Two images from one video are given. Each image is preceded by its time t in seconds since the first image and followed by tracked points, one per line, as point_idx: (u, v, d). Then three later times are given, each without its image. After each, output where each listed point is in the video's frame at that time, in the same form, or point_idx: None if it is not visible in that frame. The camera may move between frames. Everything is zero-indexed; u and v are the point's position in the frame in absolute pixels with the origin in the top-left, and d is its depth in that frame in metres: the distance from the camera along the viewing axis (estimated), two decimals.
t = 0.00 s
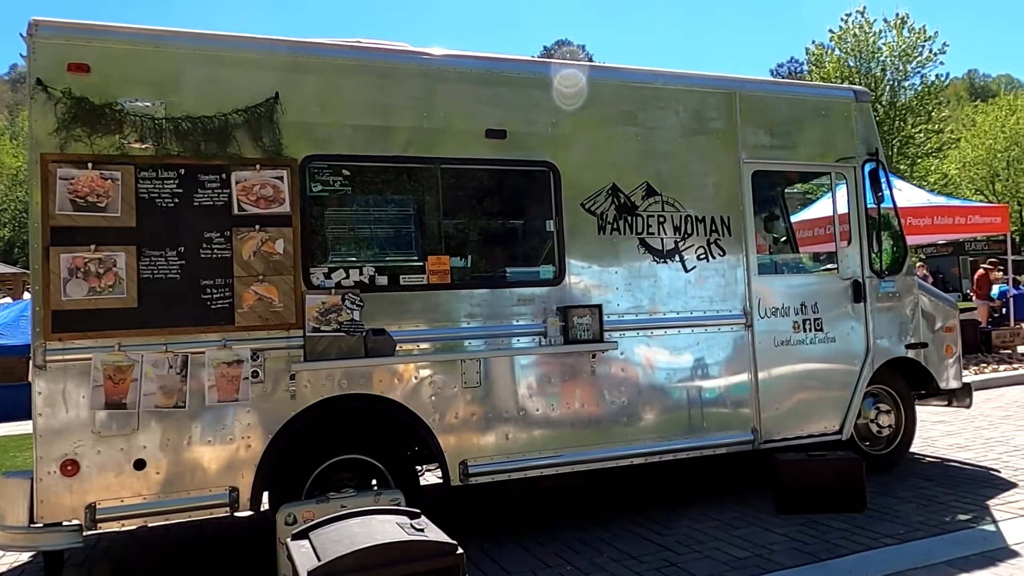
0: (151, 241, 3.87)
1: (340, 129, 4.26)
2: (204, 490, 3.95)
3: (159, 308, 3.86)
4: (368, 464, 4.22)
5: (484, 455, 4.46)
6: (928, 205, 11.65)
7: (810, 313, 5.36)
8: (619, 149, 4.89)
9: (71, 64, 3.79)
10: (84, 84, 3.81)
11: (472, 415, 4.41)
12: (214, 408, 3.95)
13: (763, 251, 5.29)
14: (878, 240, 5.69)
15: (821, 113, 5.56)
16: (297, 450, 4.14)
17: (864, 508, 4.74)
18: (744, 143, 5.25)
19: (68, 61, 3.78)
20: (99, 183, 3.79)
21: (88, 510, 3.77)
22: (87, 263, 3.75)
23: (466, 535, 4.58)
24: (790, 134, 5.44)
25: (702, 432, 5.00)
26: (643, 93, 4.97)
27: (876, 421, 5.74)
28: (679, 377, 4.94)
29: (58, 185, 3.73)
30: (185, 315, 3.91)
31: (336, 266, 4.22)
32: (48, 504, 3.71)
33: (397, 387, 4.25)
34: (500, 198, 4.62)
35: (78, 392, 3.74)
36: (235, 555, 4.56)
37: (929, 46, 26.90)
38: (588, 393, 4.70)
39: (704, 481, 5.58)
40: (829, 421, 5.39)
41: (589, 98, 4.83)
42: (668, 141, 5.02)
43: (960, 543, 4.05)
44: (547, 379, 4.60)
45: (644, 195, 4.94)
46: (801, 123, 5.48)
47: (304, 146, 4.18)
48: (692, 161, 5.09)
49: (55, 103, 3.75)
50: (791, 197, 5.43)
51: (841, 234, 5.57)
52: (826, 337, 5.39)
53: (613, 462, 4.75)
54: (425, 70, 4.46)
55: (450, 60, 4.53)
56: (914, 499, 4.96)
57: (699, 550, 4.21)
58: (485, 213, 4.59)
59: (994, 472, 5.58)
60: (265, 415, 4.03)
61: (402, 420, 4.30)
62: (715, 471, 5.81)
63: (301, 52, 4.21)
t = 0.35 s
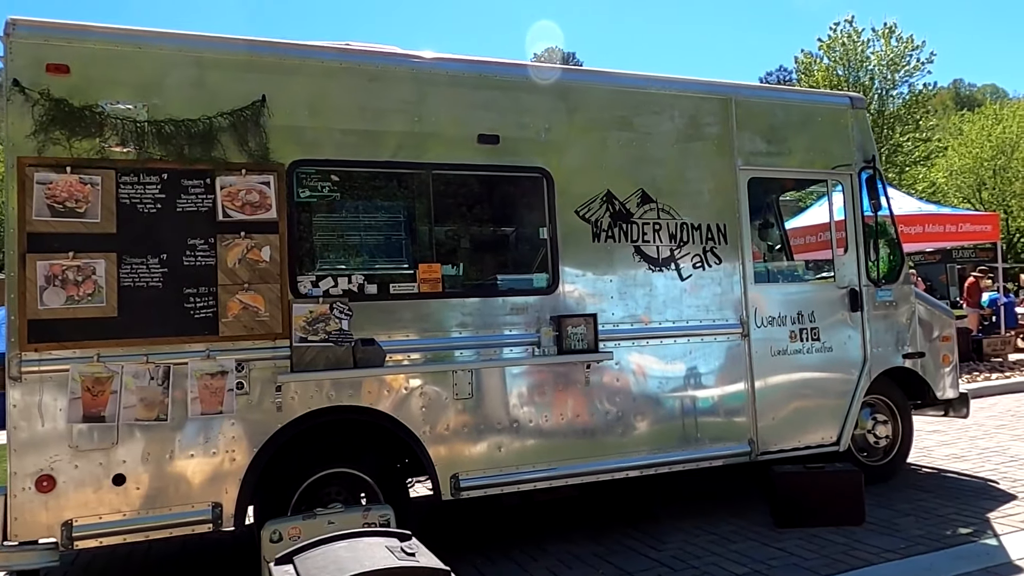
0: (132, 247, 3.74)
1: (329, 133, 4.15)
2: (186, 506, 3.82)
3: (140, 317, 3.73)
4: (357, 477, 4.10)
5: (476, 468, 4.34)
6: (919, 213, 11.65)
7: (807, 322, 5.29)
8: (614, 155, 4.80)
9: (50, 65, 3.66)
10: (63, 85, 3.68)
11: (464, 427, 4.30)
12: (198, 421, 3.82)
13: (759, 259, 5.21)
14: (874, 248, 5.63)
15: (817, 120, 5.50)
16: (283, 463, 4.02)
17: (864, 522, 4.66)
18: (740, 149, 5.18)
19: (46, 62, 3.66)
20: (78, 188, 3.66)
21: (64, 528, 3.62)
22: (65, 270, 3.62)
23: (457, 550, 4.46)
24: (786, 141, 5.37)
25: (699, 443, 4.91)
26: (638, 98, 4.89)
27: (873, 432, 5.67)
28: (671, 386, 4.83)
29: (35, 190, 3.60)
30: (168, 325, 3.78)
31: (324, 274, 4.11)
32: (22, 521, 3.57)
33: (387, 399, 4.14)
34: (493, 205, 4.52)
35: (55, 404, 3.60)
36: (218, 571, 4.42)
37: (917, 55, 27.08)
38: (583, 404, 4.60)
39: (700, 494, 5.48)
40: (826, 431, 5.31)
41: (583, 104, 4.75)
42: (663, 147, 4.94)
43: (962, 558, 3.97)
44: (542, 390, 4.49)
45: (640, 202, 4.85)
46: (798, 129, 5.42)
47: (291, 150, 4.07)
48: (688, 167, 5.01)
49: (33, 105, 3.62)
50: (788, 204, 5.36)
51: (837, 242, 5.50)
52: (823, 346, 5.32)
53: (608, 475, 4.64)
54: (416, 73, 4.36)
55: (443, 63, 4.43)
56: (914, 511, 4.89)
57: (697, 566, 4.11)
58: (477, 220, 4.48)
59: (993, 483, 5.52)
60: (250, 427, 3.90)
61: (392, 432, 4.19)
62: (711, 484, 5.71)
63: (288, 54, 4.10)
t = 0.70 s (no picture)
0: (126, 252, 3.69)
1: (326, 137, 4.12)
2: (180, 515, 3.76)
3: (134, 322, 3.68)
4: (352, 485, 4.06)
5: (473, 476, 4.30)
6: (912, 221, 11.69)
7: (805, 329, 5.28)
8: (613, 161, 4.78)
9: (44, 67, 3.62)
10: (57, 87, 3.64)
11: (462, 434, 4.26)
12: (192, 428, 3.76)
13: (757, 265, 5.20)
14: (871, 255, 5.63)
15: (814, 127, 5.50)
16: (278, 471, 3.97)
17: (863, 530, 4.64)
18: (739, 156, 5.18)
19: (40, 64, 3.62)
20: (71, 191, 3.61)
21: (55, 537, 3.56)
22: (58, 275, 3.57)
23: (454, 559, 4.42)
24: (784, 148, 5.37)
25: (697, 451, 4.88)
26: (637, 104, 4.88)
27: (871, 440, 5.66)
28: (665, 394, 4.79)
29: (28, 193, 3.55)
30: (162, 331, 3.73)
31: (321, 279, 4.06)
32: (11, 531, 3.50)
33: (384, 406, 4.09)
34: (491, 211, 4.49)
35: (46, 411, 3.54)
36: None
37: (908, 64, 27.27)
38: (581, 411, 4.56)
39: (698, 503, 5.45)
40: (824, 439, 5.29)
41: (582, 110, 4.73)
42: (662, 154, 4.93)
43: (963, 567, 3.96)
44: (539, 397, 4.46)
45: (638, 208, 4.83)
46: (796, 136, 5.42)
47: (288, 154, 4.03)
48: (686, 174, 5.00)
49: (26, 107, 3.57)
50: (784, 211, 5.35)
51: (835, 249, 5.50)
52: (821, 353, 5.31)
53: (606, 483, 4.61)
54: (414, 77, 4.34)
55: (441, 68, 4.41)
56: (912, 519, 4.87)
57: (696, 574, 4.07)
58: (475, 225, 4.45)
59: (990, 491, 5.51)
60: (246, 435, 3.85)
61: (389, 440, 4.14)
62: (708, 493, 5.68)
63: (285, 57, 4.07)
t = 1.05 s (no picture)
0: (125, 255, 3.68)
1: (325, 141, 4.12)
2: (177, 520, 3.75)
3: (133, 326, 3.67)
4: (350, 489, 4.06)
5: (471, 481, 4.30)
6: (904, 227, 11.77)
7: (800, 334, 5.30)
8: (611, 167, 4.80)
9: (43, 70, 3.61)
10: (56, 91, 3.63)
11: (460, 439, 4.26)
12: (190, 433, 3.75)
13: (753, 270, 5.22)
14: (866, 261, 5.67)
15: (810, 134, 5.55)
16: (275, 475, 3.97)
17: (859, 534, 4.66)
18: (735, 162, 5.21)
19: (39, 67, 3.61)
20: (70, 195, 3.60)
21: (52, 542, 3.54)
22: (56, 278, 3.56)
23: (451, 563, 4.41)
24: (780, 154, 5.41)
25: (693, 455, 4.90)
26: (635, 110, 4.91)
27: (866, 444, 5.69)
28: (659, 399, 4.81)
29: (26, 197, 3.54)
30: (160, 335, 3.71)
31: (319, 283, 4.06)
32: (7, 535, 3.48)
33: (382, 411, 4.09)
34: (489, 216, 4.50)
35: (43, 415, 3.52)
36: None
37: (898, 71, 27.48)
38: (578, 416, 4.57)
39: (695, 509, 5.46)
40: (820, 443, 5.31)
41: (580, 115, 4.75)
42: (659, 159, 4.96)
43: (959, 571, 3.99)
44: (537, 402, 4.47)
45: (636, 214, 4.85)
46: (792, 143, 5.46)
47: (287, 159, 4.03)
48: (684, 180, 5.03)
49: (25, 109, 3.57)
50: (778, 217, 5.38)
51: (830, 255, 5.54)
52: (816, 359, 5.34)
53: (603, 488, 4.61)
54: (413, 82, 4.35)
55: (441, 73, 4.42)
56: (908, 524, 4.90)
57: None
58: (474, 230, 4.46)
59: (983, 496, 5.55)
60: (244, 439, 3.84)
61: (388, 444, 4.14)
62: (705, 499, 5.69)
63: (284, 62, 4.07)
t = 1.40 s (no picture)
0: (123, 260, 3.69)
1: (322, 147, 4.13)
2: (174, 524, 3.74)
3: (130, 331, 3.67)
4: (347, 494, 4.05)
5: (468, 486, 4.30)
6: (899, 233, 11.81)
7: (796, 340, 5.32)
8: (608, 173, 4.82)
9: (41, 74, 3.62)
10: (55, 95, 3.63)
11: (457, 444, 4.26)
12: (187, 437, 3.75)
13: (749, 276, 5.24)
14: (861, 267, 5.70)
15: (806, 140, 5.58)
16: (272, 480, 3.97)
17: (854, 540, 4.68)
18: (731, 168, 5.23)
19: (38, 71, 3.62)
20: (68, 199, 3.61)
21: (47, 546, 3.53)
22: (53, 282, 3.55)
23: (447, 568, 4.41)
24: (775, 161, 5.43)
25: (689, 461, 4.90)
26: (632, 116, 4.93)
27: (862, 450, 5.71)
28: (655, 404, 4.82)
29: (23, 201, 3.54)
30: (157, 339, 3.71)
31: (317, 288, 4.06)
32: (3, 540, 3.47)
33: (379, 415, 4.09)
34: (487, 221, 4.51)
35: (39, 420, 3.51)
36: None
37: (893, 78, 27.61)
38: (575, 421, 4.58)
39: (691, 514, 5.47)
40: (816, 449, 5.33)
41: (577, 121, 4.77)
42: (656, 165, 4.98)
43: None
44: (534, 407, 4.47)
45: (632, 220, 4.87)
46: (788, 149, 5.49)
47: (284, 164, 4.04)
48: (680, 186, 5.05)
49: (24, 114, 3.57)
50: (774, 222, 5.40)
51: (825, 261, 5.56)
52: (812, 364, 5.35)
53: (599, 493, 4.62)
54: (411, 88, 4.36)
55: (439, 78, 4.44)
56: (903, 529, 4.92)
57: None
58: (471, 236, 4.47)
59: (978, 501, 5.57)
60: (241, 444, 3.84)
61: (384, 449, 4.14)
62: (702, 504, 5.70)
63: (282, 67, 4.08)
